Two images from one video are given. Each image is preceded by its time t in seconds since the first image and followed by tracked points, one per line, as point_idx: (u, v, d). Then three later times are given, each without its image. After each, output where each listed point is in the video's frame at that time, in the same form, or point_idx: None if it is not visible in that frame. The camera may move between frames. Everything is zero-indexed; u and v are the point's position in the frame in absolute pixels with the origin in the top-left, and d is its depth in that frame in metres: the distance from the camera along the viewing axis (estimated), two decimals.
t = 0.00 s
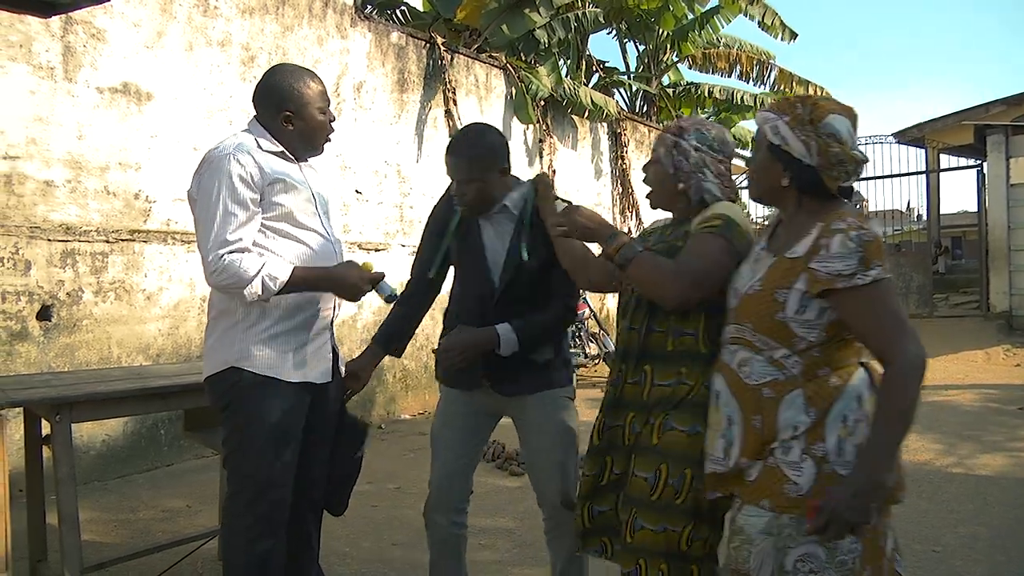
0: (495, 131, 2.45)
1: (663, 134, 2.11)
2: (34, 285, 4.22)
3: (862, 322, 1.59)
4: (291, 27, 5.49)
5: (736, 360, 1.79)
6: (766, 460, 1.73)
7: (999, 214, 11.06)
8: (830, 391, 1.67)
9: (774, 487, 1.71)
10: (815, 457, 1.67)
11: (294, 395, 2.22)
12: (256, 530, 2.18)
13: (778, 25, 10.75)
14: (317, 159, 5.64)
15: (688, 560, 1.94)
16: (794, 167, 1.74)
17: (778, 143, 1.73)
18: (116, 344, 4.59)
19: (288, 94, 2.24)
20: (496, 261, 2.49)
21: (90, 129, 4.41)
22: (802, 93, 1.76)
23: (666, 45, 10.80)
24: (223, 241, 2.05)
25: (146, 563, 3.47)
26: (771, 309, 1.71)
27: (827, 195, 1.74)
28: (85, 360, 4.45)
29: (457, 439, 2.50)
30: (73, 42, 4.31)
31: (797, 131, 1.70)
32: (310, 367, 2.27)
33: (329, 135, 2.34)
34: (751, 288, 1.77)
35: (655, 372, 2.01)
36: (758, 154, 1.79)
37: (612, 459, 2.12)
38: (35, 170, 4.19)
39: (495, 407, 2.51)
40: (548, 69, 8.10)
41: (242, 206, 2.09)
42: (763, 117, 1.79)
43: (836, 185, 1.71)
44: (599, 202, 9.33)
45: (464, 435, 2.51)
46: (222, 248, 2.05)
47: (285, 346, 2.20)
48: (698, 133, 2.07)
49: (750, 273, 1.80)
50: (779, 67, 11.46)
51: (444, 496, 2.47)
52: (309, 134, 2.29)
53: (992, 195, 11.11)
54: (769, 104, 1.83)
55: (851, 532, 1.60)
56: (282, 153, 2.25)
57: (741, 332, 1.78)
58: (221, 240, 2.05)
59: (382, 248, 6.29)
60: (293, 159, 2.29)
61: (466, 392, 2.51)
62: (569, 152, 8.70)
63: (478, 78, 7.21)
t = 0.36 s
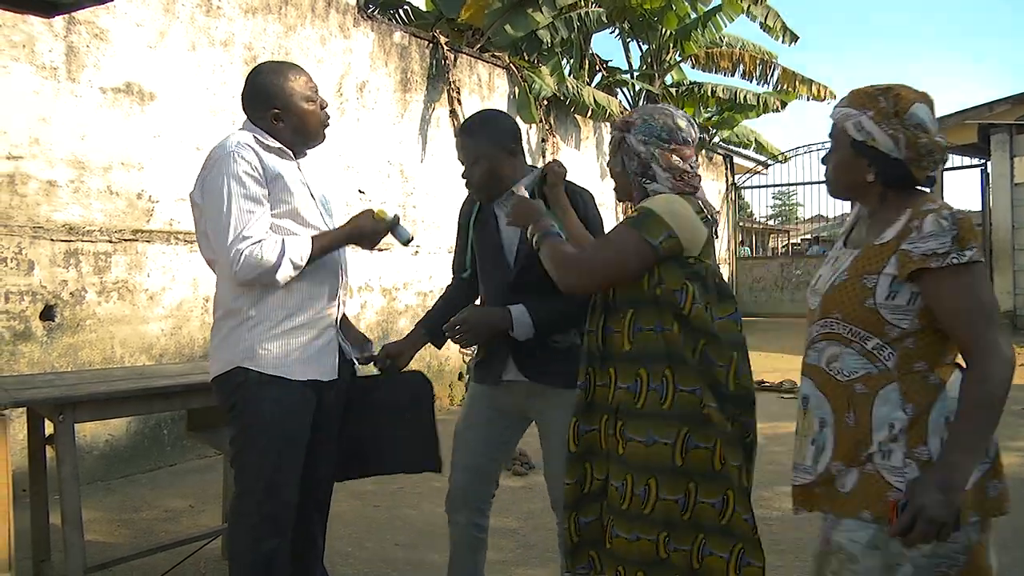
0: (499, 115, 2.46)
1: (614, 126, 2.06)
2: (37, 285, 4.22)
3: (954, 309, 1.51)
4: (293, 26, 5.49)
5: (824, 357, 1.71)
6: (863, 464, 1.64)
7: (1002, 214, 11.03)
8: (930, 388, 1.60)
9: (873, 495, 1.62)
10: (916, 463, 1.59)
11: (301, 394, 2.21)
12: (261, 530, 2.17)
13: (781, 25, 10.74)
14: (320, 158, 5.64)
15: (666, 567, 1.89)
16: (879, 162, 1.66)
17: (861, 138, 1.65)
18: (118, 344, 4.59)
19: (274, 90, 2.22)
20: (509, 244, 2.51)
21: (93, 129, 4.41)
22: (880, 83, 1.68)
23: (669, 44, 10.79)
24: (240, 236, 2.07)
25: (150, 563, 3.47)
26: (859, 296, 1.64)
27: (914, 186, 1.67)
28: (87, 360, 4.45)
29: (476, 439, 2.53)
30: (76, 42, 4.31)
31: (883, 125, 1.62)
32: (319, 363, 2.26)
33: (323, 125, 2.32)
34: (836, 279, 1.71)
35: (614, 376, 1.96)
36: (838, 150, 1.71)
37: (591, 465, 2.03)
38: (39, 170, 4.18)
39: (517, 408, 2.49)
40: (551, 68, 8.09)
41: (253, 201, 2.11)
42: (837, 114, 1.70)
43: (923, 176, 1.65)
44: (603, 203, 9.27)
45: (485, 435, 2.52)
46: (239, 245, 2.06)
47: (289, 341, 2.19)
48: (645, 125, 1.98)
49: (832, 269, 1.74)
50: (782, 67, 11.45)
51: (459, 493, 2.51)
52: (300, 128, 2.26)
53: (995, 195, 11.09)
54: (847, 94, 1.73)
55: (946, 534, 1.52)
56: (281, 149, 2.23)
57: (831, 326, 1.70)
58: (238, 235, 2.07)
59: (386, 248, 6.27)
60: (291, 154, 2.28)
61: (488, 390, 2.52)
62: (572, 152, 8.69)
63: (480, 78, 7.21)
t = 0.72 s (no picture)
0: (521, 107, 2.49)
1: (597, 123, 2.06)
2: (34, 281, 4.21)
3: None
4: (293, 22, 5.49)
5: (898, 384, 1.59)
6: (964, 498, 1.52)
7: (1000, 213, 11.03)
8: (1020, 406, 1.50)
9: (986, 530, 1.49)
10: None
11: (296, 390, 2.21)
12: (258, 527, 2.17)
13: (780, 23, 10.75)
14: (318, 155, 5.64)
15: (660, 565, 1.89)
16: (936, 153, 1.57)
17: (919, 127, 1.56)
18: (116, 340, 4.58)
19: (267, 85, 2.22)
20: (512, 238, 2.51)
21: (91, 124, 4.41)
22: (934, 66, 1.59)
23: (668, 42, 10.79)
24: (246, 214, 2.06)
25: (146, 559, 3.47)
26: (933, 314, 1.51)
27: (967, 179, 1.59)
28: (85, 356, 4.45)
29: (466, 438, 2.54)
30: (74, 37, 4.30)
31: (944, 112, 1.53)
32: (314, 357, 2.25)
33: (318, 119, 2.30)
34: (902, 294, 1.58)
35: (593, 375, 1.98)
36: (887, 142, 1.62)
37: (574, 459, 2.05)
38: (36, 165, 4.18)
39: (513, 400, 2.50)
40: (550, 66, 8.09)
41: (256, 182, 2.12)
42: (890, 98, 1.61)
43: (982, 168, 1.57)
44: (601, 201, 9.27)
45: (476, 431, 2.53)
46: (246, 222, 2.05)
47: (285, 336, 2.19)
48: (625, 122, 1.99)
49: (885, 276, 1.64)
50: (780, 66, 11.45)
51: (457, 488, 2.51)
52: (295, 122, 2.26)
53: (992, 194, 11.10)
54: (892, 79, 1.65)
55: None
56: (272, 141, 2.23)
57: (900, 349, 1.58)
58: (242, 214, 2.06)
59: (384, 245, 6.27)
60: (284, 147, 2.28)
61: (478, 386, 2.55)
62: (570, 149, 8.69)
63: (479, 75, 7.21)
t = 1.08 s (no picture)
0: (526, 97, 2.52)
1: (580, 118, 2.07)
2: (29, 278, 4.20)
3: None
4: (288, 20, 5.48)
5: (947, 382, 1.60)
6: (1001, 501, 1.56)
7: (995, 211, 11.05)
8: None
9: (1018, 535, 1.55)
10: None
11: (287, 387, 2.21)
12: (253, 526, 2.17)
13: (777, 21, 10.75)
14: (314, 153, 5.63)
15: (651, 554, 1.91)
16: (994, 136, 1.60)
17: (982, 107, 1.58)
18: (111, 338, 4.58)
19: (276, 85, 2.21)
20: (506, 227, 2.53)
21: (86, 121, 4.39)
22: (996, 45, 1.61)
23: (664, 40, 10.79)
24: (245, 203, 2.06)
25: (142, 557, 3.47)
26: (997, 309, 1.55)
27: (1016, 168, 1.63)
28: (80, 353, 4.44)
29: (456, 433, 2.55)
30: (69, 34, 4.29)
31: (1012, 93, 1.56)
32: (301, 353, 2.24)
33: (322, 125, 2.30)
34: (957, 287, 1.60)
35: (579, 366, 1.98)
36: (942, 123, 1.64)
37: (564, 450, 2.06)
38: (31, 162, 4.17)
39: (505, 393, 2.50)
40: (546, 64, 8.09)
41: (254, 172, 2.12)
42: (951, 76, 1.62)
43: None
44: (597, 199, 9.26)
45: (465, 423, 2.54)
46: (246, 211, 2.05)
47: (273, 330, 2.18)
48: (608, 118, 1.99)
49: (931, 263, 1.67)
50: (776, 64, 11.47)
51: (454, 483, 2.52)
52: (296, 126, 2.25)
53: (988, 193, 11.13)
54: (951, 56, 1.66)
55: None
56: (268, 141, 2.23)
57: (953, 344, 1.60)
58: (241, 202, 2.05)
59: (379, 242, 6.27)
60: (281, 148, 2.28)
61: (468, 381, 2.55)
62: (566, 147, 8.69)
63: (475, 73, 7.20)
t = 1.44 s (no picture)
0: (497, 103, 2.53)
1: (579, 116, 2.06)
2: (24, 277, 4.19)
3: None
4: (285, 19, 5.47)
5: (955, 369, 1.71)
6: (994, 491, 1.69)
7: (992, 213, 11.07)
8: None
9: (1006, 524, 1.68)
10: None
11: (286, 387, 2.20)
12: (250, 526, 2.16)
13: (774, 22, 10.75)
14: (310, 152, 5.63)
15: (639, 554, 1.91)
16: (993, 138, 1.75)
17: (984, 109, 1.73)
18: (107, 337, 4.57)
19: (269, 75, 2.23)
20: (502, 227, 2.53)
21: (83, 120, 4.39)
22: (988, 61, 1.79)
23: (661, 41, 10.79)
24: (218, 223, 2.04)
25: (137, 556, 3.47)
26: (1005, 300, 1.66)
27: (1006, 173, 1.79)
28: (75, 352, 4.43)
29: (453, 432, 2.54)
30: (65, 32, 4.28)
31: (1009, 98, 1.72)
32: (302, 355, 2.24)
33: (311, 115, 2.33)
34: (969, 278, 1.71)
35: (568, 365, 1.99)
36: (948, 126, 1.78)
37: (557, 447, 2.06)
38: (26, 160, 4.16)
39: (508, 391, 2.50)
40: (543, 64, 8.09)
41: (234, 190, 2.09)
42: (955, 84, 1.77)
43: None
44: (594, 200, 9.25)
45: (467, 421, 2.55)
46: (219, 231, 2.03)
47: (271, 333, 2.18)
48: (607, 115, 1.98)
49: (937, 258, 1.78)
50: (773, 65, 11.48)
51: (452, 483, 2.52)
52: (291, 113, 2.27)
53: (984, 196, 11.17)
54: (951, 68, 1.82)
55: None
56: (267, 135, 2.24)
57: (964, 331, 1.70)
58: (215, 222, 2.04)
59: (376, 242, 6.26)
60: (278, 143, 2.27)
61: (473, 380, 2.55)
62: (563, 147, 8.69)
63: (472, 73, 7.20)
